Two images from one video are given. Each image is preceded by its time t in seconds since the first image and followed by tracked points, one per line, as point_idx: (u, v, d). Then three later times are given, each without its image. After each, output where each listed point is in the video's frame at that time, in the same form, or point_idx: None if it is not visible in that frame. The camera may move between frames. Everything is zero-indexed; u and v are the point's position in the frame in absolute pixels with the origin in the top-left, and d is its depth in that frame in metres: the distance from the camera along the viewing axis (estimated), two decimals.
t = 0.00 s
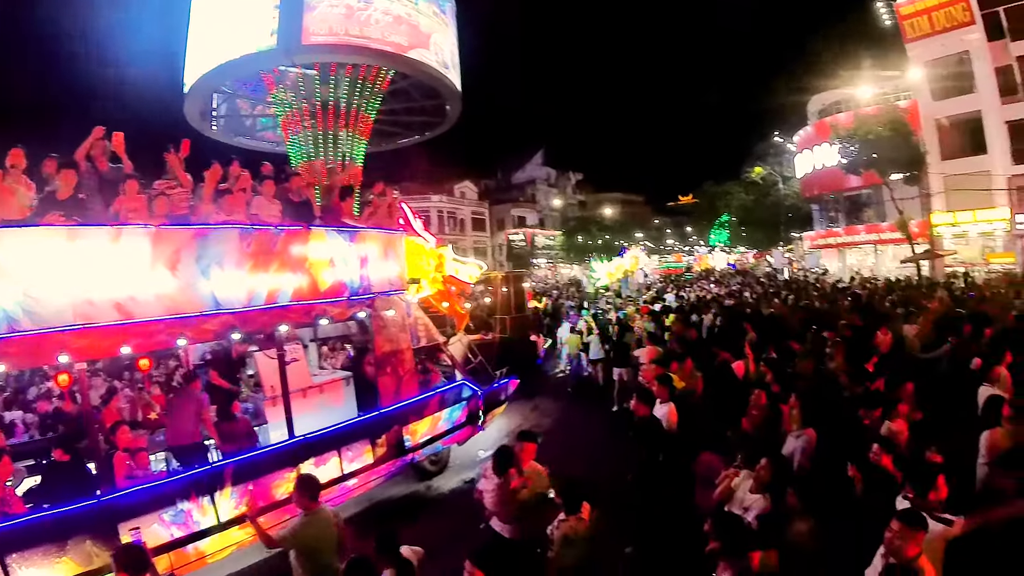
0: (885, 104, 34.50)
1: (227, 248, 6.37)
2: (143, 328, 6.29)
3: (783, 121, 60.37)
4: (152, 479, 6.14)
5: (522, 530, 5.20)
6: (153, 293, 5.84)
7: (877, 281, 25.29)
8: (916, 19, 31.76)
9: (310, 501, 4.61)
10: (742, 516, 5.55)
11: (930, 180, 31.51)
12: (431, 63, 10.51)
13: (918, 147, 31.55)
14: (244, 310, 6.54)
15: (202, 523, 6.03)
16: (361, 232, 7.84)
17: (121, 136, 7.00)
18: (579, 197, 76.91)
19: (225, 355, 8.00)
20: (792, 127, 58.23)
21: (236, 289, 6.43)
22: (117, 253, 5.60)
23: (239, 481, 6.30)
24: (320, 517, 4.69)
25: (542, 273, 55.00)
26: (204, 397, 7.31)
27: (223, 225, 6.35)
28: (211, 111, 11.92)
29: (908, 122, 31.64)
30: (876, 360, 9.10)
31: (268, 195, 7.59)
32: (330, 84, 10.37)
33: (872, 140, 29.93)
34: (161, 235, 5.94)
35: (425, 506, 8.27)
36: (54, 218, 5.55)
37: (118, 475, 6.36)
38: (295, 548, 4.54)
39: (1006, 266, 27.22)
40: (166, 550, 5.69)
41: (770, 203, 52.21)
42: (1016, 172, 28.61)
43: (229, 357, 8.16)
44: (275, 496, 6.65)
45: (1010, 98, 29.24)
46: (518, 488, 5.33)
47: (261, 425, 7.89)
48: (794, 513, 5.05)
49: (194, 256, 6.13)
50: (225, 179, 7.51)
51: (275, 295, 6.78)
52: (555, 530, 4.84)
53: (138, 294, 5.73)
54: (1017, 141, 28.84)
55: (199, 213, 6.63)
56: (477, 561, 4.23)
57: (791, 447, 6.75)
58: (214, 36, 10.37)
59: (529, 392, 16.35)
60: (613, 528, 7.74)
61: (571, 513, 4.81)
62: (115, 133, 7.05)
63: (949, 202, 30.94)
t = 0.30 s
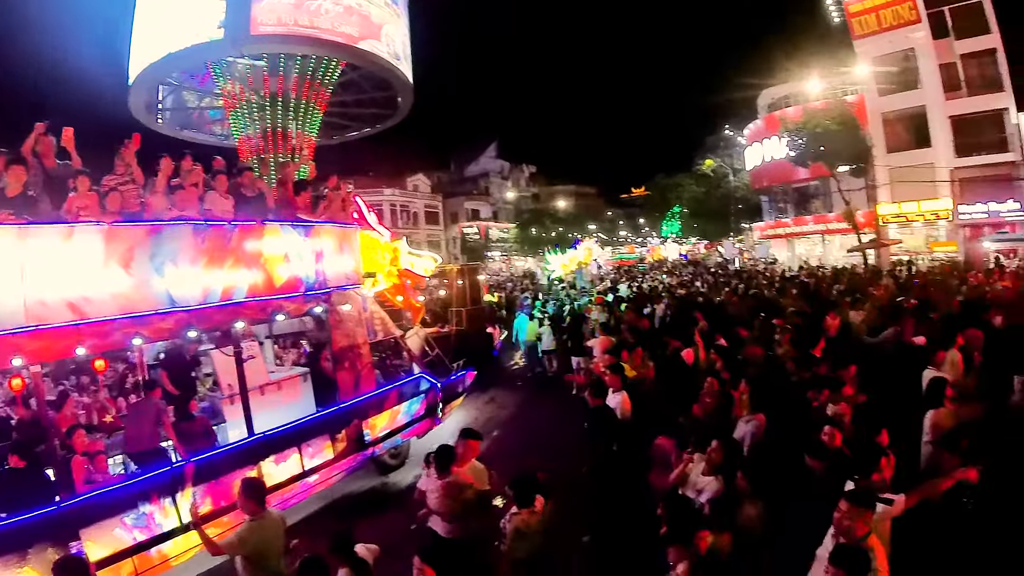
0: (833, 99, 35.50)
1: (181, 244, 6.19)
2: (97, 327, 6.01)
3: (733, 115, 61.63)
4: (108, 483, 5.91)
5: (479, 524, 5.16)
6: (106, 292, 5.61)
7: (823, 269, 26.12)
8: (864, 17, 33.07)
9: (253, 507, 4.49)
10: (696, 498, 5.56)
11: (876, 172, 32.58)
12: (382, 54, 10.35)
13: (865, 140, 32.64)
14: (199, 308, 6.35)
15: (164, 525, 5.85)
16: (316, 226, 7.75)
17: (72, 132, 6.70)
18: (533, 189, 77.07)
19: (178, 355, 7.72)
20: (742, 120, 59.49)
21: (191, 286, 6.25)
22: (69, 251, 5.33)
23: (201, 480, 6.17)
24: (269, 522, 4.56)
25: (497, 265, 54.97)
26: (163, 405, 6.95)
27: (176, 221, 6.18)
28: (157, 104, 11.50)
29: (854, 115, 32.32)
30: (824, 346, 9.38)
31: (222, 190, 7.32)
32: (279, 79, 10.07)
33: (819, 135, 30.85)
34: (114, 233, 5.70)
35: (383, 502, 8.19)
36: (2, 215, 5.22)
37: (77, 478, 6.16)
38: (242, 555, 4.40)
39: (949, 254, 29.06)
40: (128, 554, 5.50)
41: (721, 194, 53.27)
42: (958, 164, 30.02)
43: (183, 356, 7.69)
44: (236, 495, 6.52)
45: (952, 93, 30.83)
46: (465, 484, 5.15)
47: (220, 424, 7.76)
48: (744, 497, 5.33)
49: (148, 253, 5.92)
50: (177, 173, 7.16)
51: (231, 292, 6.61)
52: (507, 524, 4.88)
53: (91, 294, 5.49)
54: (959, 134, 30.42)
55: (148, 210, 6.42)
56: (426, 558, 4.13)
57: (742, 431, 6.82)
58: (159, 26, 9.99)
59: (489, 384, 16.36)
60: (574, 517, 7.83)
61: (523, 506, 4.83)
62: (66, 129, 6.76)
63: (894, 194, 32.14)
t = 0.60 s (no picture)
0: (790, 97, 36.32)
1: (145, 239, 6.07)
2: (62, 323, 5.52)
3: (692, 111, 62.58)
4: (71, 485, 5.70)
5: (440, 520, 5.16)
6: (70, 288, 5.43)
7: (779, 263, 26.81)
8: (823, 17, 34.00)
9: (208, 511, 4.41)
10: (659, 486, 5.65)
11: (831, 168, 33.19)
12: (342, 47, 10.22)
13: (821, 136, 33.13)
14: (164, 303, 6.30)
15: (132, 525, 5.68)
16: (279, 221, 7.71)
17: (33, 126, 6.47)
18: (493, 184, 76.97)
19: (140, 352, 7.71)
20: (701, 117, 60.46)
21: (156, 282, 6.17)
22: (32, 247, 5.11)
23: (168, 478, 6.03)
24: (221, 525, 4.49)
25: (458, 261, 54.78)
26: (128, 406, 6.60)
27: (139, 216, 6.05)
28: (111, 97, 11.10)
29: (812, 112, 32.70)
30: (780, 334, 9.62)
31: (184, 183, 7.04)
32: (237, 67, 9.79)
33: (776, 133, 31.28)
34: (77, 228, 5.50)
35: (345, 499, 8.10)
36: None
37: (40, 478, 5.86)
38: (195, 563, 4.31)
39: (902, 249, 30.53)
40: (98, 555, 5.32)
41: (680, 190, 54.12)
42: (911, 162, 31.20)
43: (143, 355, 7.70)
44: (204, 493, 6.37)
45: (907, 92, 32.08)
46: (420, 485, 5.11)
47: (185, 423, 7.34)
48: (702, 487, 5.42)
49: (111, 248, 5.76)
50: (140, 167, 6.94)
51: (195, 288, 6.55)
52: (463, 521, 4.89)
53: (55, 290, 5.30)
54: (912, 133, 31.63)
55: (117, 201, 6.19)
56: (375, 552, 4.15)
57: (699, 422, 6.85)
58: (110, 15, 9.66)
59: (453, 379, 16.33)
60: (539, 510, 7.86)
61: (479, 503, 4.83)
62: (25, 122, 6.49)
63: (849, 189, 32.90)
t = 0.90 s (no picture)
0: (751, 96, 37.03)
1: (109, 235, 5.90)
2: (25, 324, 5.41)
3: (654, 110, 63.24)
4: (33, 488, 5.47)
5: (402, 516, 5.13)
6: (34, 287, 5.25)
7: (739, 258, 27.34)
8: (785, 18, 34.67)
9: (160, 517, 4.28)
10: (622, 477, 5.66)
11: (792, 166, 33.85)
12: (303, 40, 10.08)
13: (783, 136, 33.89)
14: (128, 301, 6.16)
15: (101, 526, 5.50)
16: (243, 218, 7.56)
17: None
18: (457, 181, 76.63)
19: (104, 353, 7.24)
20: (663, 115, 61.10)
21: (120, 279, 6.02)
22: None
23: (136, 478, 5.85)
24: (172, 534, 4.38)
25: (422, 258, 54.39)
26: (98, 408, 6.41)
27: (102, 211, 5.86)
28: (66, 91, 10.74)
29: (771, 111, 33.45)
30: (741, 328, 9.78)
31: (148, 180, 6.87)
32: (195, 65, 9.55)
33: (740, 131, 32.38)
34: (41, 225, 5.32)
35: (306, 498, 7.99)
36: None
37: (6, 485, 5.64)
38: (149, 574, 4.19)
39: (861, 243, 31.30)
40: (67, 557, 5.14)
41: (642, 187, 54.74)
42: (869, 160, 32.31)
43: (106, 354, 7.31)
44: (172, 493, 6.19)
45: (866, 92, 33.17)
46: (380, 488, 5.08)
47: (151, 421, 7.39)
48: (663, 478, 5.43)
49: (75, 245, 5.60)
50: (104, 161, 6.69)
51: (160, 285, 6.43)
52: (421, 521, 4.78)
53: (18, 289, 5.12)
54: (870, 132, 32.78)
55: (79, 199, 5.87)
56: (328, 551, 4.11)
57: (656, 418, 6.94)
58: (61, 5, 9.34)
59: (419, 376, 16.24)
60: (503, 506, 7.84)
61: (437, 504, 4.75)
62: None
63: (809, 185, 33.68)
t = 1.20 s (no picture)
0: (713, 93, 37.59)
1: (69, 232, 5.80)
2: None
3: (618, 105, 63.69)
4: None
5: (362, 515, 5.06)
6: None
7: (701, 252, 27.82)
8: (747, 17, 35.05)
9: (105, 527, 4.12)
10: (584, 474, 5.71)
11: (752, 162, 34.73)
12: (264, 31, 9.87)
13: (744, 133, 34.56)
14: (89, 297, 6.04)
15: (66, 529, 5.38)
16: (206, 212, 7.47)
17: None
18: (421, 176, 76.14)
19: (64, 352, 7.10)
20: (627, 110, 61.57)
21: (81, 275, 5.91)
22: None
23: (100, 478, 5.78)
24: (118, 547, 4.15)
25: (386, 253, 53.93)
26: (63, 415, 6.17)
27: (63, 206, 5.77)
28: (18, 81, 10.35)
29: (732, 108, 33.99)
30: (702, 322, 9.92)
31: (110, 172, 6.48)
32: (155, 53, 9.31)
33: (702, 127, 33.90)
34: None
35: (265, 498, 7.84)
36: None
37: None
38: None
39: (820, 238, 32.34)
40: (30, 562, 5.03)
41: (606, 182, 55.17)
42: (830, 156, 32.98)
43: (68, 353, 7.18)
44: (139, 493, 6.08)
45: (827, 91, 33.91)
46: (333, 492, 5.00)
47: (114, 420, 7.12)
48: (624, 474, 5.50)
49: (35, 240, 5.50)
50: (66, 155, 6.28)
51: (122, 280, 6.30)
52: (378, 525, 4.66)
53: None
54: (830, 129, 33.54)
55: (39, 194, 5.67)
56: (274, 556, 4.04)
57: (620, 412, 7.02)
58: None
59: (383, 372, 16.09)
60: (469, 506, 7.82)
61: (394, 506, 4.66)
62: None
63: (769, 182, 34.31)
